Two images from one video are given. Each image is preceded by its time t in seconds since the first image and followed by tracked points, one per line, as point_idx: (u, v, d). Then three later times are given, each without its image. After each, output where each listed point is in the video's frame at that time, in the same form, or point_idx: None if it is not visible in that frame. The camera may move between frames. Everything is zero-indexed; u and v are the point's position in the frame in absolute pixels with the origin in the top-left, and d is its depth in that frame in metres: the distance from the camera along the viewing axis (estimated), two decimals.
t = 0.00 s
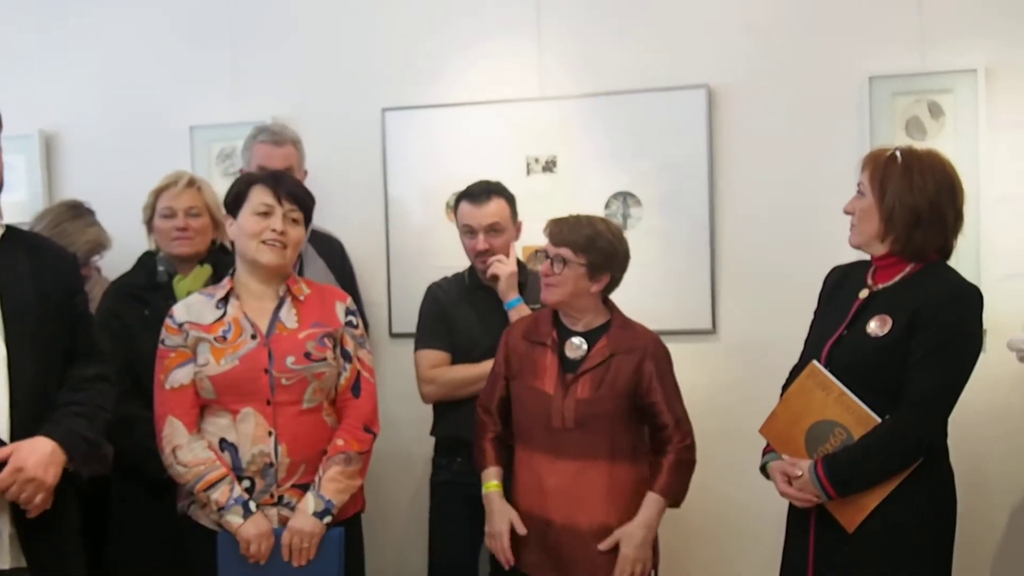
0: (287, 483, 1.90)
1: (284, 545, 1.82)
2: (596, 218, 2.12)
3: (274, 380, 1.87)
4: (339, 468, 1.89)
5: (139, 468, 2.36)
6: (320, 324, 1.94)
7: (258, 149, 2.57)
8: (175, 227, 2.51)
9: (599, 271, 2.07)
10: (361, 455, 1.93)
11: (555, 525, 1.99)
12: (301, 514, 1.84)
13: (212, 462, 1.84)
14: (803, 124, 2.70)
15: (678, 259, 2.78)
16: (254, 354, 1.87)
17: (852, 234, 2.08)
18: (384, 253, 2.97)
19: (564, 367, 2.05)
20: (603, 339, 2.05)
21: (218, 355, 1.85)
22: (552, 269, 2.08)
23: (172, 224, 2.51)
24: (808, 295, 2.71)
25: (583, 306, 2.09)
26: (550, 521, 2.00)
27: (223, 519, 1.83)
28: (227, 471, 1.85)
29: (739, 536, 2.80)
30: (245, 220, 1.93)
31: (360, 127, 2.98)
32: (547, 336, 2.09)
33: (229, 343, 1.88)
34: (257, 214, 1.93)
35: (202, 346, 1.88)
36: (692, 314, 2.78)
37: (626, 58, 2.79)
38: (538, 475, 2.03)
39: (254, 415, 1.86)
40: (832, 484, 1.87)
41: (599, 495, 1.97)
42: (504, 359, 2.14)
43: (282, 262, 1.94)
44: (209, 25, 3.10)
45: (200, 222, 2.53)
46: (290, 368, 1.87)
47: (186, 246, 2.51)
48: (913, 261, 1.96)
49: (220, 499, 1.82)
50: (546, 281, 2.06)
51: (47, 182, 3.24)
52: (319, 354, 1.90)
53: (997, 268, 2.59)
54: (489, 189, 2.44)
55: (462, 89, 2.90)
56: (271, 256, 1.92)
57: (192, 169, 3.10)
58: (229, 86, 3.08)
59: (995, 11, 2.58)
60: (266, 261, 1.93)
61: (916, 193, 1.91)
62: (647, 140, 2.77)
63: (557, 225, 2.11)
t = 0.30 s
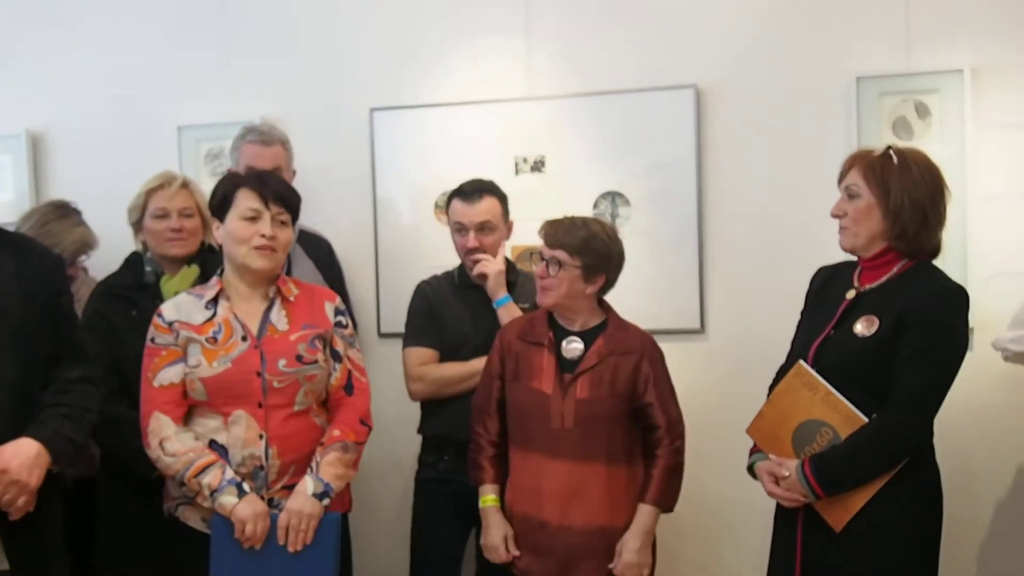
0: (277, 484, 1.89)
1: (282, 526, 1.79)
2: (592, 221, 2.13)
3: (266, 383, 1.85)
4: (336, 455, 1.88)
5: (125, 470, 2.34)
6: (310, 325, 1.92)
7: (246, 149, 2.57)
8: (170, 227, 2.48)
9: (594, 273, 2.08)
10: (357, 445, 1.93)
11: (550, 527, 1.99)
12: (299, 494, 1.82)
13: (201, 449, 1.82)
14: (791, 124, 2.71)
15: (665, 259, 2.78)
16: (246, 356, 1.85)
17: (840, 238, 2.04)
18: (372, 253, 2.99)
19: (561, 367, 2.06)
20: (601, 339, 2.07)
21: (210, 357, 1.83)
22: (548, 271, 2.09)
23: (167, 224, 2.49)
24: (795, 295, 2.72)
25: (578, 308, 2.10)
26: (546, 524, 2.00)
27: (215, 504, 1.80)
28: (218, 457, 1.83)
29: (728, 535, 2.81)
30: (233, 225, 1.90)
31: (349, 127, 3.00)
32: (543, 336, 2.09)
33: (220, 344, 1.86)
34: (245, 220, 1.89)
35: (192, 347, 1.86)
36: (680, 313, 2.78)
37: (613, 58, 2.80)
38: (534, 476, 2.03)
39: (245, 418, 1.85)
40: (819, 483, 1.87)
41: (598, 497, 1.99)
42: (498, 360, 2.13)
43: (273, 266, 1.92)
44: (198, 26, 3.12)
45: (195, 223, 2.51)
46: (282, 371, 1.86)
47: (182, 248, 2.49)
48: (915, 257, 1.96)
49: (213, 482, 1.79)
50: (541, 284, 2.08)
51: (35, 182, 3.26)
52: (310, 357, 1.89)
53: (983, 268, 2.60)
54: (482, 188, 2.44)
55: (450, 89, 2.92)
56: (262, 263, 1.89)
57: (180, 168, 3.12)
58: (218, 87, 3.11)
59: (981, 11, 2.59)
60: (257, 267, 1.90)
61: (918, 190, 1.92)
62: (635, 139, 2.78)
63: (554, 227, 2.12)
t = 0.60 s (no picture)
0: (266, 481, 1.89)
1: (266, 535, 1.81)
2: (591, 218, 2.13)
3: (254, 379, 1.85)
4: (321, 458, 1.87)
5: (115, 467, 2.33)
6: (299, 319, 1.92)
7: (236, 147, 2.58)
8: (163, 227, 2.45)
9: (593, 270, 2.09)
10: (345, 447, 1.92)
11: (550, 521, 2.00)
12: (282, 503, 1.83)
13: (187, 457, 1.83)
14: (782, 120, 2.70)
15: (656, 256, 2.78)
16: (234, 352, 1.85)
17: (835, 236, 2.01)
18: (363, 250, 3.00)
19: (559, 363, 2.06)
20: (598, 335, 2.07)
21: (198, 353, 1.83)
22: (547, 268, 2.09)
23: (161, 223, 2.46)
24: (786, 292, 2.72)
25: (577, 304, 2.10)
26: (546, 519, 2.00)
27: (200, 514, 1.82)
28: (204, 465, 1.84)
29: (719, 532, 2.81)
30: (219, 226, 1.90)
31: (340, 124, 3.01)
32: (541, 333, 2.09)
33: (208, 340, 1.87)
34: (232, 221, 1.89)
35: (180, 343, 1.87)
36: (671, 311, 2.78)
37: (603, 55, 2.81)
38: (530, 471, 2.03)
39: (233, 414, 1.85)
40: (811, 480, 1.86)
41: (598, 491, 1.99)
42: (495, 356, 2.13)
43: (262, 266, 1.92)
44: (189, 24, 3.13)
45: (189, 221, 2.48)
46: (269, 366, 1.86)
47: (176, 246, 2.46)
48: (912, 251, 1.96)
49: (197, 493, 1.80)
50: (541, 280, 2.08)
51: (26, 180, 3.27)
52: (299, 352, 1.88)
53: (974, 265, 2.60)
54: (475, 184, 2.44)
55: (441, 86, 2.93)
56: (251, 262, 1.89)
57: (171, 166, 3.14)
58: (209, 85, 3.12)
59: (972, 7, 2.59)
60: (247, 267, 1.91)
61: (916, 185, 1.93)
62: (626, 136, 2.78)
63: (554, 224, 2.12)
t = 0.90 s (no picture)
0: (261, 481, 1.90)
1: (259, 536, 1.82)
2: (593, 217, 2.14)
3: (247, 378, 1.85)
4: (316, 463, 1.87)
5: (115, 464, 2.34)
6: (295, 319, 1.92)
7: (234, 145, 2.58)
8: (164, 224, 2.46)
9: (595, 268, 2.09)
10: (340, 450, 1.92)
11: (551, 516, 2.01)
12: (275, 508, 1.83)
13: (182, 460, 1.84)
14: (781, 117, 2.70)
15: (654, 253, 2.78)
16: (228, 351, 1.86)
17: (832, 232, 2.01)
18: (362, 248, 3.00)
19: (560, 359, 2.06)
20: (598, 332, 2.07)
21: (191, 353, 1.84)
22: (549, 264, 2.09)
23: (161, 220, 2.46)
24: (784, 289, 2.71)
25: (578, 301, 2.09)
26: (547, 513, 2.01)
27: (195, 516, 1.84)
28: (199, 468, 1.85)
29: (717, 530, 2.81)
30: (213, 224, 1.90)
31: (339, 122, 3.01)
32: (542, 329, 2.09)
33: (202, 339, 1.87)
34: (225, 219, 1.90)
35: (174, 342, 1.87)
36: (669, 309, 2.78)
37: (602, 52, 2.80)
38: (533, 464, 2.04)
39: (227, 414, 1.86)
40: (809, 477, 1.86)
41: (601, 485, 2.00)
42: (495, 351, 2.13)
43: (257, 263, 1.92)
44: (187, 21, 3.13)
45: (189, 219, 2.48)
46: (263, 367, 1.86)
47: (177, 244, 2.47)
48: (910, 247, 1.96)
49: (192, 496, 1.82)
50: (543, 277, 2.08)
51: (25, 178, 3.28)
52: (293, 352, 1.88)
53: (973, 262, 2.59)
54: (471, 179, 2.45)
55: (440, 84, 2.92)
56: (245, 260, 1.90)
57: (169, 163, 3.14)
58: (207, 83, 3.12)
59: (971, 4, 2.58)
60: (242, 265, 1.91)
61: (913, 181, 1.92)
62: (625, 133, 2.78)
63: (556, 221, 2.13)
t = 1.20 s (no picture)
0: (259, 481, 1.89)
1: (260, 537, 1.82)
2: (588, 216, 2.15)
3: (246, 379, 1.85)
4: (318, 463, 1.88)
5: (116, 461, 2.34)
6: (294, 319, 1.92)
7: (234, 142, 2.58)
8: (166, 220, 2.46)
9: (591, 267, 2.10)
10: (342, 450, 1.92)
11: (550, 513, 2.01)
12: (276, 508, 1.83)
13: (180, 460, 1.84)
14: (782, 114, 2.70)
15: (655, 252, 2.78)
16: (227, 351, 1.86)
17: (832, 230, 2.00)
18: (362, 245, 3.01)
19: (556, 356, 2.06)
20: (594, 329, 2.07)
21: (189, 353, 1.84)
22: (544, 261, 2.09)
23: (164, 218, 2.46)
24: (784, 287, 2.71)
25: (573, 300, 2.10)
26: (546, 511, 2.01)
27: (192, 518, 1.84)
28: (198, 468, 1.86)
29: (717, 528, 2.81)
30: (212, 222, 1.91)
31: (340, 119, 3.01)
32: (538, 327, 2.09)
33: (201, 339, 1.87)
34: (224, 216, 1.90)
35: (173, 342, 1.87)
36: (670, 307, 2.79)
37: (604, 48, 2.80)
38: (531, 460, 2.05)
39: (225, 414, 1.86)
40: (809, 476, 1.86)
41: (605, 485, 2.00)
42: (491, 348, 2.12)
43: (257, 261, 1.92)
44: (188, 18, 3.13)
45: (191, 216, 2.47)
46: (262, 367, 1.86)
47: (181, 241, 2.47)
48: (911, 244, 1.96)
49: (188, 498, 1.82)
50: (538, 275, 2.08)
51: (26, 174, 3.28)
52: (292, 352, 1.88)
53: (975, 260, 2.59)
54: (469, 176, 2.45)
55: (441, 81, 2.92)
56: (245, 258, 1.90)
57: (171, 161, 3.14)
58: (208, 79, 3.12)
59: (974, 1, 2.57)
60: (241, 262, 1.91)
61: (913, 179, 1.92)
62: (626, 131, 2.77)
63: (552, 220, 2.13)
